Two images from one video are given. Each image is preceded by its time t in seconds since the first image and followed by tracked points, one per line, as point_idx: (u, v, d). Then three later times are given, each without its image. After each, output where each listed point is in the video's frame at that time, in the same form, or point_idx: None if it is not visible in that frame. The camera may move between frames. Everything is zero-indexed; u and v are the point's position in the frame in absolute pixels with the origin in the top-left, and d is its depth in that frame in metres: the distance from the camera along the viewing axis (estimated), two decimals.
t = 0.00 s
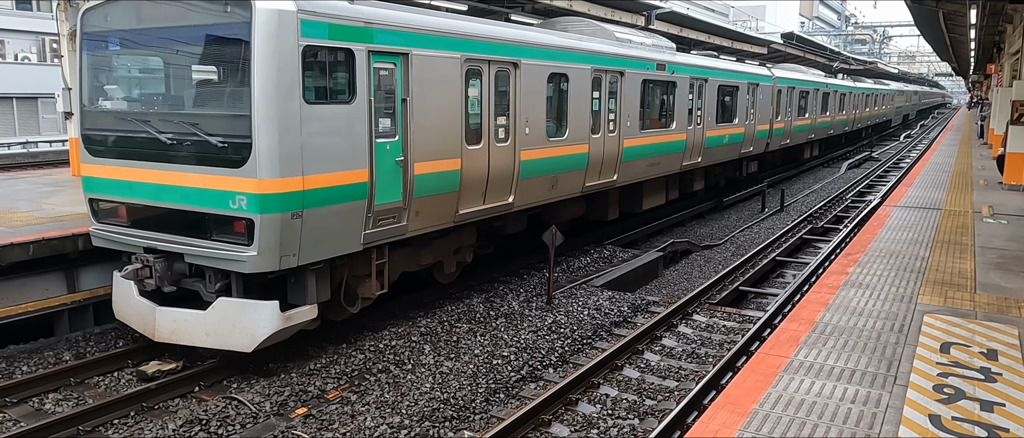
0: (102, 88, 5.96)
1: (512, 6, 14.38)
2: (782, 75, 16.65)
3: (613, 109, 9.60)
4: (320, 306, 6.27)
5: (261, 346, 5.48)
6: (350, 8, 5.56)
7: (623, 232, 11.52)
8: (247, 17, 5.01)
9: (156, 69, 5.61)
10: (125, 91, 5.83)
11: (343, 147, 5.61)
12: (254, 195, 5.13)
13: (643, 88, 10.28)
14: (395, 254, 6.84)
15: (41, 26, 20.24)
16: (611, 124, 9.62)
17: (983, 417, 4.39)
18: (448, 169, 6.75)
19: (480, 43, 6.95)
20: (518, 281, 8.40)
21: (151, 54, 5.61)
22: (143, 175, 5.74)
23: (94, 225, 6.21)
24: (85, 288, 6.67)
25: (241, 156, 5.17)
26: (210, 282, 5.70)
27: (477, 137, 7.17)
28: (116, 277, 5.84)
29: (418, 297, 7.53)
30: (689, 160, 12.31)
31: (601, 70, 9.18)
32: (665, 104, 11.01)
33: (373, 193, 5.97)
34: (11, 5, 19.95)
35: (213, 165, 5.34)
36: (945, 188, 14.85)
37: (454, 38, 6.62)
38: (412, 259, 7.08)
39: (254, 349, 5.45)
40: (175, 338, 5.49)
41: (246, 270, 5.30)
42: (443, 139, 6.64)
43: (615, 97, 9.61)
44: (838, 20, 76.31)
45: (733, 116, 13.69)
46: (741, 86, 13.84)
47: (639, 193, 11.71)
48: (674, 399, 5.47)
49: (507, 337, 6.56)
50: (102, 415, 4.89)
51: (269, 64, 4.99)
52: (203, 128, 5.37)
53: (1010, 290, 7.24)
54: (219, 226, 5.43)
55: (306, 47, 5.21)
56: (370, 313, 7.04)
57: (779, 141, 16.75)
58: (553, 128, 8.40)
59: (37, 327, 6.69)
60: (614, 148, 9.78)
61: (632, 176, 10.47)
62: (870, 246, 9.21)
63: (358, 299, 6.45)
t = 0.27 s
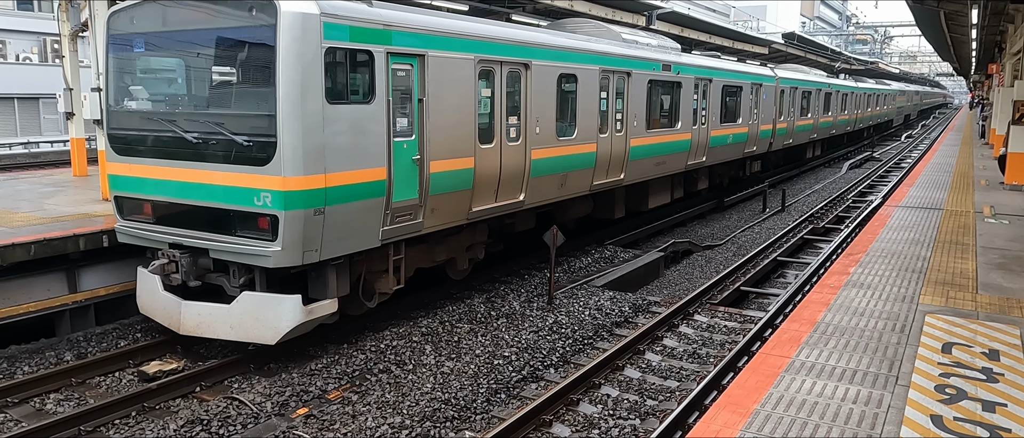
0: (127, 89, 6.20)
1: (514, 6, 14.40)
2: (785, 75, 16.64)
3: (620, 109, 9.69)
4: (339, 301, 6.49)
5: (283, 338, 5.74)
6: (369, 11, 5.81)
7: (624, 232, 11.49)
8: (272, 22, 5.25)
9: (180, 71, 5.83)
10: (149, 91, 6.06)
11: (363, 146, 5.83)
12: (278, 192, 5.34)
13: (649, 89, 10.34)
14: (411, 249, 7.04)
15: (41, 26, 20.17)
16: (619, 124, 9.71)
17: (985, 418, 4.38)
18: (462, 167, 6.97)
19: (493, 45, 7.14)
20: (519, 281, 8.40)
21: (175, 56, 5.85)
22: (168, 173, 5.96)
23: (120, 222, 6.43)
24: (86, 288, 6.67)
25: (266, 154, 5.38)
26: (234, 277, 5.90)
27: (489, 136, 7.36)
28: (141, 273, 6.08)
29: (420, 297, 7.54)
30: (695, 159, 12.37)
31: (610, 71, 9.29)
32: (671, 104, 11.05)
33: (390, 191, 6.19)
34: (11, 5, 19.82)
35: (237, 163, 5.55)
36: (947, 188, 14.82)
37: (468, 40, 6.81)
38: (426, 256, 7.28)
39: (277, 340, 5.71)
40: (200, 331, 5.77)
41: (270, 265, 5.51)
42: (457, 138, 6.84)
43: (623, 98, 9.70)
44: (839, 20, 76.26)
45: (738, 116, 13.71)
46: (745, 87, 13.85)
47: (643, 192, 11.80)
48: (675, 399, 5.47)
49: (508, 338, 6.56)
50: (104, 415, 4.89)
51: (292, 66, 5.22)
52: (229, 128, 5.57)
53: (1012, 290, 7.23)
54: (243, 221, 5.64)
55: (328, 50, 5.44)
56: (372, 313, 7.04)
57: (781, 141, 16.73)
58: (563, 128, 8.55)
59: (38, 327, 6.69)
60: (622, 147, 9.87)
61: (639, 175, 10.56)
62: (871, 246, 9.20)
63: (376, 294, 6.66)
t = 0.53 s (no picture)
0: (148, 90, 6.35)
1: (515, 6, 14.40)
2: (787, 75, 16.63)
3: (626, 109, 9.74)
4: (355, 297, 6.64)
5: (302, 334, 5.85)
6: (385, 14, 5.97)
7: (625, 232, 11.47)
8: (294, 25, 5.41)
9: (200, 72, 5.99)
10: (170, 92, 6.21)
11: (380, 145, 5.99)
12: (300, 190, 5.49)
13: (655, 89, 10.37)
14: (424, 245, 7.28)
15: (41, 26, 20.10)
16: (625, 124, 9.77)
17: (987, 418, 4.38)
18: (476, 166, 7.15)
19: (504, 47, 7.27)
20: (520, 281, 8.40)
21: (195, 57, 6.01)
22: (189, 171, 6.12)
23: (141, 219, 6.60)
24: (87, 288, 6.67)
25: (287, 153, 5.53)
26: (254, 273, 6.06)
27: (500, 135, 7.50)
28: (162, 268, 6.23)
29: (421, 297, 7.54)
30: (700, 158, 12.42)
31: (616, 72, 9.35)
32: (675, 104, 11.06)
33: (406, 189, 6.36)
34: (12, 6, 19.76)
35: (259, 162, 5.71)
36: (948, 188, 14.81)
37: (480, 41, 6.94)
38: (438, 253, 7.50)
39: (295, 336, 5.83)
40: (221, 326, 5.87)
41: (290, 261, 5.67)
42: (469, 137, 6.99)
43: (628, 98, 9.75)
44: (840, 20, 76.18)
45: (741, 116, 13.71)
46: (748, 87, 13.85)
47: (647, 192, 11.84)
48: (676, 399, 5.47)
49: (509, 338, 6.55)
50: (106, 415, 4.89)
51: (313, 68, 5.38)
52: (249, 128, 5.73)
53: (1013, 290, 7.22)
54: (263, 219, 5.80)
55: (348, 51, 5.61)
56: (373, 313, 7.04)
57: (783, 141, 16.71)
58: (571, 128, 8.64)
59: (39, 327, 6.69)
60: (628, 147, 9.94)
61: (645, 173, 10.61)
62: (873, 246, 9.19)
63: (390, 289, 6.84)
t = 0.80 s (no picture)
0: (164, 90, 6.55)
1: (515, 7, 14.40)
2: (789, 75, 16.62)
3: (631, 109, 9.75)
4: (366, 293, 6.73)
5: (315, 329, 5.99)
6: (397, 16, 6.07)
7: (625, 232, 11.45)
8: (309, 26, 5.52)
9: (214, 73, 6.17)
10: (184, 92, 6.40)
11: (392, 144, 6.10)
12: (313, 188, 5.59)
13: (659, 90, 10.38)
14: (435, 243, 7.39)
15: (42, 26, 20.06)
16: (629, 123, 9.78)
17: (988, 418, 4.38)
18: (485, 165, 7.24)
19: (512, 48, 7.33)
20: (520, 281, 8.40)
21: (210, 58, 6.19)
22: (205, 170, 6.25)
23: (157, 217, 6.75)
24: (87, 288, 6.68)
25: (301, 152, 5.64)
26: (268, 270, 6.18)
27: (508, 135, 7.57)
28: (177, 266, 6.36)
29: (422, 297, 7.55)
30: (703, 158, 12.43)
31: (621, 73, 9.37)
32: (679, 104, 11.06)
33: (417, 188, 6.46)
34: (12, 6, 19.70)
35: (274, 160, 5.83)
36: (949, 188, 14.80)
37: (487, 42, 7.01)
38: (447, 251, 7.59)
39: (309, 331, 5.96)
40: (235, 322, 5.98)
41: (304, 258, 5.75)
42: (478, 137, 7.09)
43: (633, 98, 9.77)
44: (840, 20, 76.14)
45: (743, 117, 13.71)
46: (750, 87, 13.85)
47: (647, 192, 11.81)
48: (677, 400, 5.46)
49: (509, 338, 6.55)
50: (106, 415, 4.89)
51: (328, 68, 5.48)
52: (264, 127, 5.86)
53: (1014, 290, 7.22)
54: (277, 217, 5.92)
55: (362, 52, 5.71)
56: (374, 314, 7.05)
57: (784, 141, 16.69)
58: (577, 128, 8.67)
59: (40, 328, 6.71)
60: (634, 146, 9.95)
61: (649, 173, 10.62)
62: (873, 246, 9.19)
63: (400, 286, 6.94)
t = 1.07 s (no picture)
0: (178, 90, 6.62)
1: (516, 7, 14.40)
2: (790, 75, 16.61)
3: (635, 109, 9.77)
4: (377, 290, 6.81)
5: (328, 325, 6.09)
6: (408, 17, 6.15)
7: (625, 231, 11.44)
8: (323, 27, 5.60)
9: (228, 73, 6.26)
10: (199, 93, 6.48)
11: (404, 144, 6.17)
12: (327, 187, 5.67)
13: (663, 90, 10.39)
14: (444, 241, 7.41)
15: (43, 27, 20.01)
16: (634, 123, 9.79)
17: (989, 418, 4.38)
18: (494, 164, 7.31)
19: (519, 48, 7.36)
20: (521, 281, 8.39)
21: (224, 59, 6.27)
22: (220, 169, 6.34)
23: (171, 215, 6.84)
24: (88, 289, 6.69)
25: (316, 151, 5.72)
26: (282, 267, 6.27)
27: (516, 135, 7.61)
28: (191, 262, 6.48)
29: (423, 298, 7.56)
30: (706, 157, 12.45)
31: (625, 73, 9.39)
32: (682, 104, 11.06)
33: (427, 187, 6.53)
34: (13, 6, 19.64)
35: (289, 159, 5.90)
36: (950, 188, 14.78)
37: (496, 44, 7.06)
38: (456, 249, 7.63)
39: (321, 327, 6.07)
40: (249, 318, 6.12)
41: (317, 255, 5.83)
42: (486, 137, 7.15)
43: (637, 98, 9.78)
44: (840, 20, 76.08)
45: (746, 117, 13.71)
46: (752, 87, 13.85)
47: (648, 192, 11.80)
48: (677, 400, 5.46)
49: (510, 338, 6.55)
50: (107, 415, 4.90)
51: (341, 69, 5.56)
52: (279, 127, 5.94)
53: (1015, 290, 7.22)
54: (292, 215, 6.01)
55: (374, 53, 5.79)
56: (374, 314, 7.05)
57: (786, 140, 16.67)
58: (583, 128, 8.68)
59: (42, 328, 6.72)
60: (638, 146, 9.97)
61: (653, 172, 10.63)
62: (874, 247, 9.18)
63: (410, 283, 7.01)
